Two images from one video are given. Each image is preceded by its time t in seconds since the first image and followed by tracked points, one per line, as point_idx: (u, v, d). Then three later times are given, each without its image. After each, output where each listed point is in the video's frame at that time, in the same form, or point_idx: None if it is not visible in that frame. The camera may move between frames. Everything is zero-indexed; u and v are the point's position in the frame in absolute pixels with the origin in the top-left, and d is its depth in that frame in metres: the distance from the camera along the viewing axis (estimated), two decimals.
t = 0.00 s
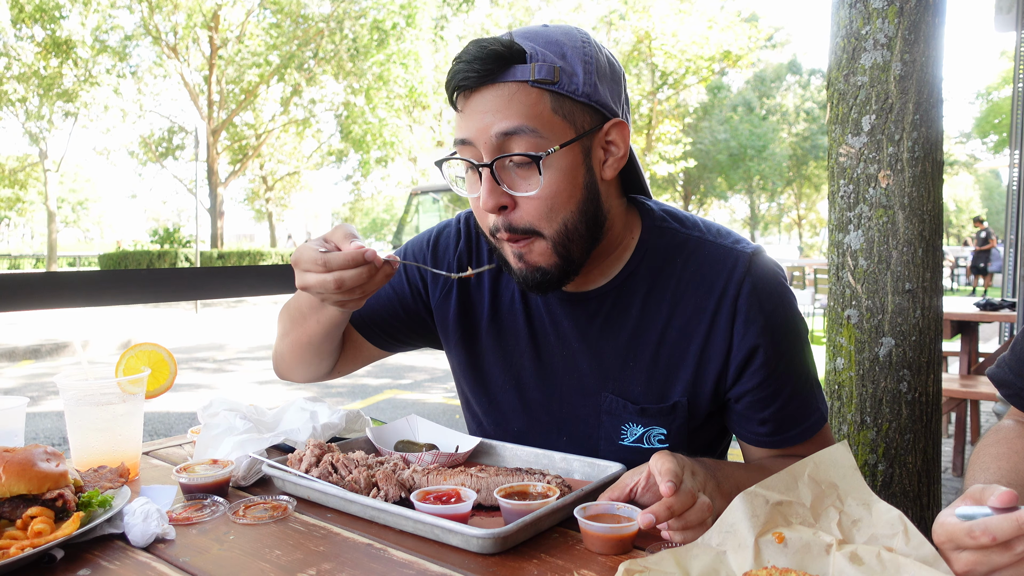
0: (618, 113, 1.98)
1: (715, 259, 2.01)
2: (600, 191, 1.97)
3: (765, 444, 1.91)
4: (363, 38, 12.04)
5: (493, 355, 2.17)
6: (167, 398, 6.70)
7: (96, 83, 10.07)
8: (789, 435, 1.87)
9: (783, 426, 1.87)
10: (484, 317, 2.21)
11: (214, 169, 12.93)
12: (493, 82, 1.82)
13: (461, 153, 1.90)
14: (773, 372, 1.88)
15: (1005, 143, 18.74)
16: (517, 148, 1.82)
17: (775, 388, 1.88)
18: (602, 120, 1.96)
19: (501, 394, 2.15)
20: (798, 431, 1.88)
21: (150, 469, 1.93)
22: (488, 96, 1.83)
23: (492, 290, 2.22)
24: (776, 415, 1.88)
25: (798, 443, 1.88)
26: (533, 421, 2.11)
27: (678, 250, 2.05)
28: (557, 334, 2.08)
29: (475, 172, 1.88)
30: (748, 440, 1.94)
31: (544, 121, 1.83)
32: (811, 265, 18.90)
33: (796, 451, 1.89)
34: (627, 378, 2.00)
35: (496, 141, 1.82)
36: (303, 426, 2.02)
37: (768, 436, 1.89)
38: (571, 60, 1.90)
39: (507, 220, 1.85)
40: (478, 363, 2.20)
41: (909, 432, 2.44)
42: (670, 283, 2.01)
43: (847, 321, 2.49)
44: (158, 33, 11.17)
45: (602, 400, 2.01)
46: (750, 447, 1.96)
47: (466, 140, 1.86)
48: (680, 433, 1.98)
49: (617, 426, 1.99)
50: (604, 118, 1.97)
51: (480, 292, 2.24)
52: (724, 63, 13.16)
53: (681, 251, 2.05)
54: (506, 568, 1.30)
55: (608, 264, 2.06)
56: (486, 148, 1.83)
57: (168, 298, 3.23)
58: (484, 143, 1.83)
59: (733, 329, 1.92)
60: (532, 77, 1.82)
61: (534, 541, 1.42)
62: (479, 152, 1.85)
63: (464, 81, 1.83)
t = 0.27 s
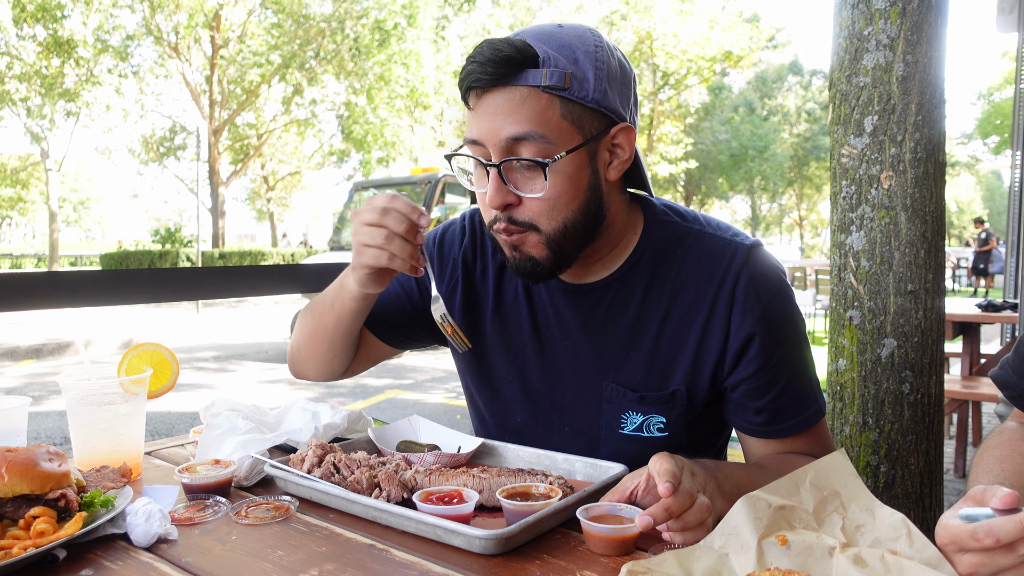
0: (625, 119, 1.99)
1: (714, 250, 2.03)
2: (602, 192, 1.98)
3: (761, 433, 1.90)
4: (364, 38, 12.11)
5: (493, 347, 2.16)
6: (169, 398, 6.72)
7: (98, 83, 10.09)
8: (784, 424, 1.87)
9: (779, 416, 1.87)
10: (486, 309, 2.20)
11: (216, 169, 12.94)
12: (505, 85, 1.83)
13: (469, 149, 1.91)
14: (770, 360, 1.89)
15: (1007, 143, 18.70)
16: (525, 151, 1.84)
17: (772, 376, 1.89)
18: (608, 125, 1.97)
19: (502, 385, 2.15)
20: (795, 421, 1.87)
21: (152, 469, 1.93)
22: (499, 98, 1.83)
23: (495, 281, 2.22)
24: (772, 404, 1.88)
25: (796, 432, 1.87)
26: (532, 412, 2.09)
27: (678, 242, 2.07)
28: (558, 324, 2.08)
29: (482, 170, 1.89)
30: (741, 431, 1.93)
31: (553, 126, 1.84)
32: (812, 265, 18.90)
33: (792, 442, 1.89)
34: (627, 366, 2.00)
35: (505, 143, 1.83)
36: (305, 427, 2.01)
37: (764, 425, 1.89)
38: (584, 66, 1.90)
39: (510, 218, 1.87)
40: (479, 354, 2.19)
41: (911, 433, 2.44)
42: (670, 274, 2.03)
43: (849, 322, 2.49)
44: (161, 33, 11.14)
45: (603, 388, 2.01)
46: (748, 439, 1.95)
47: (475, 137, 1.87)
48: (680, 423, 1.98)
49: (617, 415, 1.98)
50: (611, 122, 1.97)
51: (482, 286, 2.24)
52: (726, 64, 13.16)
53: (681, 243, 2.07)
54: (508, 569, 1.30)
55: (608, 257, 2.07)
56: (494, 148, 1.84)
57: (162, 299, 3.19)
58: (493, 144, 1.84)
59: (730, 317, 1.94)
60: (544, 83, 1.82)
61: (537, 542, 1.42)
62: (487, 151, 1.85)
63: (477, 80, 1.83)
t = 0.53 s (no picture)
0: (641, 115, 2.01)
1: (721, 243, 2.06)
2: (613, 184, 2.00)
3: (764, 422, 1.89)
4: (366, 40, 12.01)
5: (502, 335, 2.17)
6: (171, 399, 6.74)
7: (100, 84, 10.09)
8: (787, 414, 1.87)
9: (780, 404, 1.87)
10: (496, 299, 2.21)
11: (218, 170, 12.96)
12: (527, 75, 1.86)
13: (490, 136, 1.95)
14: (775, 348, 1.90)
15: (1008, 146, 18.70)
16: (542, 140, 1.87)
17: (776, 365, 1.90)
18: (624, 120, 1.99)
19: (510, 373, 2.15)
20: (798, 411, 1.87)
21: (155, 470, 1.93)
22: (521, 87, 1.87)
23: (506, 269, 2.23)
24: (774, 392, 1.88)
25: (799, 422, 1.87)
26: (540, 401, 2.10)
27: (686, 236, 2.10)
28: (569, 313, 2.09)
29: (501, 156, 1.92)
30: (743, 420, 1.93)
31: (570, 118, 1.88)
32: (813, 267, 18.93)
33: (794, 433, 1.88)
34: (635, 353, 2.01)
35: (524, 131, 1.87)
36: (308, 428, 2.02)
37: (766, 414, 1.89)
38: (603, 60, 1.92)
39: (524, 204, 1.89)
40: (488, 343, 2.19)
41: (913, 436, 2.44)
42: (678, 265, 2.05)
43: (851, 324, 2.49)
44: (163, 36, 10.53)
45: (611, 376, 2.01)
46: (751, 429, 1.94)
47: (495, 125, 1.91)
48: (686, 411, 1.98)
49: (624, 402, 1.99)
50: (627, 117, 1.99)
51: (493, 277, 2.24)
52: (727, 66, 13.21)
53: (689, 237, 2.10)
54: (511, 571, 1.30)
55: (618, 249, 2.09)
56: (513, 135, 1.87)
57: (163, 301, 3.18)
58: (512, 132, 1.88)
59: (736, 306, 1.96)
60: (564, 75, 1.86)
61: (540, 544, 1.42)
62: (506, 138, 1.89)
63: (501, 69, 1.86)
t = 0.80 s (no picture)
0: (656, 110, 2.14)
1: (729, 238, 2.13)
2: (629, 177, 2.11)
3: (764, 409, 1.93)
4: (369, 39, 12.10)
5: (517, 323, 2.26)
6: (173, 398, 6.73)
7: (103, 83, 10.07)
8: (787, 402, 1.90)
9: (780, 393, 1.92)
10: (513, 291, 2.30)
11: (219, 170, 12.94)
12: (550, 68, 1.98)
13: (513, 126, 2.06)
14: (778, 338, 1.97)
15: (1011, 146, 18.66)
16: (562, 129, 1.99)
17: (778, 354, 1.95)
18: (640, 114, 2.11)
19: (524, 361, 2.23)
20: (796, 401, 1.90)
21: (159, 468, 1.94)
22: (543, 80, 1.99)
23: (523, 261, 2.32)
24: (775, 380, 1.93)
25: (799, 412, 1.89)
26: (553, 388, 2.17)
27: (696, 232, 2.18)
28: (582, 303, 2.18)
29: (522, 145, 2.04)
30: (745, 408, 1.97)
31: (590, 109, 2.00)
32: (815, 267, 18.93)
33: (795, 424, 1.90)
34: (645, 343, 2.08)
35: (546, 121, 1.99)
36: (312, 427, 2.02)
37: (767, 402, 1.92)
38: (621, 57, 2.05)
39: (543, 189, 2.01)
40: (503, 332, 2.28)
41: (916, 436, 2.44)
42: (687, 259, 2.13)
43: (854, 324, 2.48)
44: (165, 33, 10.68)
45: (621, 364, 2.09)
46: (751, 417, 1.97)
47: (518, 116, 2.03)
48: (693, 399, 2.04)
49: (633, 388, 2.06)
50: (643, 112, 2.12)
51: (510, 269, 2.33)
52: (729, 66, 13.23)
53: (698, 233, 2.17)
54: (515, 569, 1.30)
55: (631, 243, 2.18)
56: (536, 124, 2.00)
57: (166, 300, 3.19)
58: (534, 122, 2.00)
59: (741, 297, 2.03)
60: (585, 68, 1.98)
61: (543, 542, 1.42)
62: (529, 127, 2.01)
63: (525, 63, 1.98)
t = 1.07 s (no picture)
0: (663, 111, 2.16)
1: (732, 237, 2.14)
2: (636, 176, 2.13)
3: (760, 405, 1.92)
4: (367, 41, 12.04)
5: (524, 319, 2.30)
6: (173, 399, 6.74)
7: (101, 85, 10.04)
8: (782, 398, 1.90)
9: (775, 388, 1.91)
10: (520, 288, 2.34)
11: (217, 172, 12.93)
12: (560, 68, 2.02)
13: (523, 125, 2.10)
14: (775, 335, 1.97)
15: (1010, 147, 18.67)
16: (571, 127, 2.02)
17: (775, 350, 1.95)
18: (648, 114, 2.13)
19: (528, 356, 2.26)
20: (791, 397, 1.89)
21: (157, 471, 1.94)
22: (554, 81, 2.03)
23: (532, 259, 2.37)
24: (770, 375, 1.92)
25: (795, 408, 1.88)
26: (556, 382, 2.20)
27: (700, 231, 2.19)
28: (586, 300, 2.21)
29: (532, 143, 2.07)
30: (741, 403, 1.97)
31: (598, 109, 2.03)
32: (814, 268, 18.93)
33: (790, 419, 1.90)
34: (646, 338, 2.10)
35: (555, 119, 2.02)
36: (311, 429, 2.02)
37: (763, 397, 1.92)
38: (629, 59, 2.07)
39: (552, 186, 2.05)
40: (510, 328, 2.32)
41: (915, 438, 2.44)
42: (690, 257, 2.15)
43: (853, 326, 2.49)
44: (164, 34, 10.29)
45: (623, 359, 2.11)
46: (747, 412, 1.97)
47: (529, 115, 2.06)
48: (693, 394, 2.05)
49: (633, 382, 2.08)
50: (651, 112, 2.14)
51: (519, 267, 2.37)
52: (728, 67, 13.32)
53: (702, 232, 2.19)
54: (514, 571, 1.30)
55: (636, 241, 2.20)
56: (545, 123, 2.03)
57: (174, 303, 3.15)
58: (544, 121, 2.03)
59: (740, 294, 2.03)
60: (593, 69, 2.01)
61: (542, 544, 1.42)
62: (539, 126, 2.04)
63: (535, 63, 2.02)
